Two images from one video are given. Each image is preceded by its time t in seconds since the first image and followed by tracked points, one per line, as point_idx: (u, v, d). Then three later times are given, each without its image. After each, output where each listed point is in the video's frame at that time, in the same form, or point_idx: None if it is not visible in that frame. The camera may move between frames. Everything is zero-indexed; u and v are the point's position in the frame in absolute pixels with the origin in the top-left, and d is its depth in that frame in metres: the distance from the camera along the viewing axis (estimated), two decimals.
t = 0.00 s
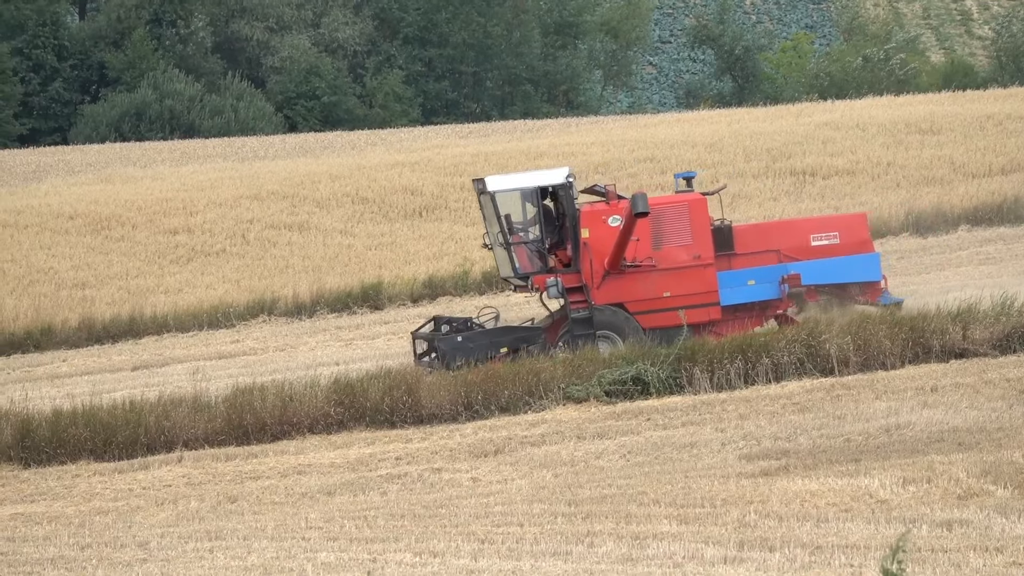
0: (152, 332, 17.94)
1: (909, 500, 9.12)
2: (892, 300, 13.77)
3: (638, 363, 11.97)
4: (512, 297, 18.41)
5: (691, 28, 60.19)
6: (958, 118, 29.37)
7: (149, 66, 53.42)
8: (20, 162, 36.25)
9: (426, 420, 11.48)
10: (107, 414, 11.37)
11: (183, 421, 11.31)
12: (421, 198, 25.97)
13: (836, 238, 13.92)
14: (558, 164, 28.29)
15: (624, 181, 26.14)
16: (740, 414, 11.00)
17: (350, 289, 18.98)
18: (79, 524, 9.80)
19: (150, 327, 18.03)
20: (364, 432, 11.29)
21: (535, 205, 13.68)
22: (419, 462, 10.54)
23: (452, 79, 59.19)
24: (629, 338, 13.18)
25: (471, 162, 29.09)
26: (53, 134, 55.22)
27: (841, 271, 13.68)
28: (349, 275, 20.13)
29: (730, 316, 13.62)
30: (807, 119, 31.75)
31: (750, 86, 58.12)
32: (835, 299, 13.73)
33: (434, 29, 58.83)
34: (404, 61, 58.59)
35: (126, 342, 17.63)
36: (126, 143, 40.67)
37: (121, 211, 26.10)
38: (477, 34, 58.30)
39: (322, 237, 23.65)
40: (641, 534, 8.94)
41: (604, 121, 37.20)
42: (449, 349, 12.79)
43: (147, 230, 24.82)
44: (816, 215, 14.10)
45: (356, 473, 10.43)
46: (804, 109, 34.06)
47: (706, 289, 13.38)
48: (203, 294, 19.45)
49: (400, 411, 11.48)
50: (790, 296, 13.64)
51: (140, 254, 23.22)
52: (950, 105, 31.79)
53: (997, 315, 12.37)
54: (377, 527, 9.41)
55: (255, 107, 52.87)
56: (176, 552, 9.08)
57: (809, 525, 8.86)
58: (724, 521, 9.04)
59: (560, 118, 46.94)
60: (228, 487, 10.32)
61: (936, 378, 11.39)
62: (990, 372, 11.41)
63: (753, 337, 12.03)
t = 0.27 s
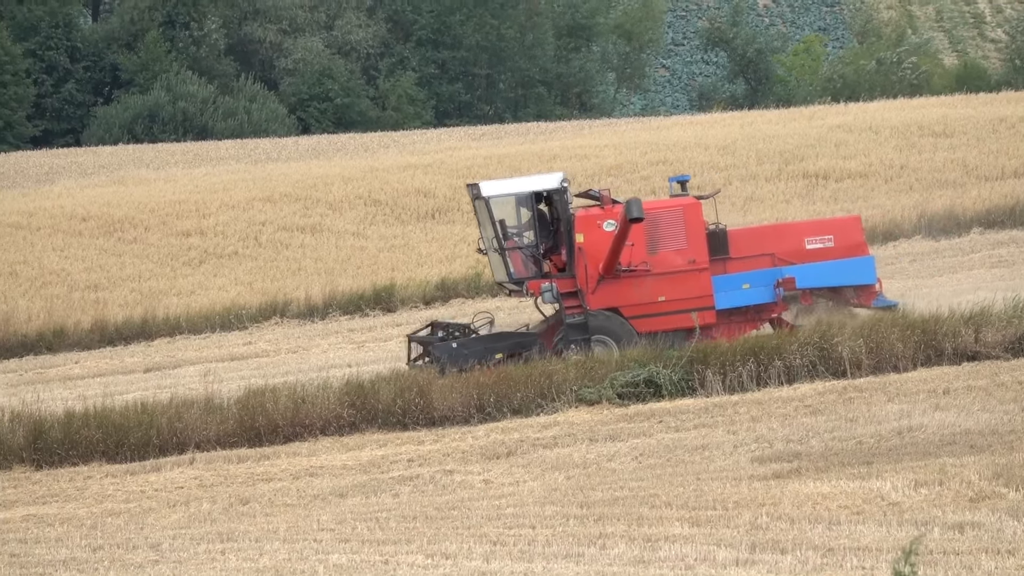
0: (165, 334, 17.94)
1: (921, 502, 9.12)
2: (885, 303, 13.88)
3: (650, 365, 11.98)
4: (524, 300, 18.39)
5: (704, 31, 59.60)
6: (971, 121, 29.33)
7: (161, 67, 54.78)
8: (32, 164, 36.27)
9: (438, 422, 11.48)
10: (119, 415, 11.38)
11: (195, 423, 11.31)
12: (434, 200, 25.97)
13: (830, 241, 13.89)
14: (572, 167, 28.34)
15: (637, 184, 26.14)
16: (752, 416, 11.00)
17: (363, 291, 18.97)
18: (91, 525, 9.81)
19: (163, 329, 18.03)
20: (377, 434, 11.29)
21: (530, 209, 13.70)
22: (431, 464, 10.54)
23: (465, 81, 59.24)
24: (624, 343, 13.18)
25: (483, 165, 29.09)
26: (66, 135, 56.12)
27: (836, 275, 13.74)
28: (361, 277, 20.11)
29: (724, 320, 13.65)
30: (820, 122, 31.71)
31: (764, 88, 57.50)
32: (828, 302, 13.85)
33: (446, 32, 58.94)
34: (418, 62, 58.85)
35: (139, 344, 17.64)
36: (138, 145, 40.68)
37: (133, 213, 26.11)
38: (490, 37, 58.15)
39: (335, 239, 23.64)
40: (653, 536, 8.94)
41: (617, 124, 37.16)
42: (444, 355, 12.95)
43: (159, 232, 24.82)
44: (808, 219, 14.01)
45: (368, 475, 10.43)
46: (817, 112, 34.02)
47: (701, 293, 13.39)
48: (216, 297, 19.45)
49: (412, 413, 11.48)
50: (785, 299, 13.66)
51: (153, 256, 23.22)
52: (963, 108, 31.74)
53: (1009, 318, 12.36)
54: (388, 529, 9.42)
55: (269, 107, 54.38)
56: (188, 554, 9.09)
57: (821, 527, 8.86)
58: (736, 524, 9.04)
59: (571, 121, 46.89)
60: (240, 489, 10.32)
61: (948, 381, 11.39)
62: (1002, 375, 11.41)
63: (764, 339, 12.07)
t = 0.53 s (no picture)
0: (178, 329, 17.95)
1: (934, 497, 9.11)
2: (881, 299, 13.77)
3: (662, 360, 11.97)
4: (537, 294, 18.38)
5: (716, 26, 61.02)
6: (984, 116, 29.31)
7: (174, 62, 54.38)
8: (45, 158, 36.32)
9: (451, 417, 11.47)
10: (132, 410, 11.39)
11: (208, 418, 11.31)
12: (447, 195, 25.99)
13: (825, 237, 13.96)
14: (583, 162, 28.35)
15: (650, 179, 26.18)
16: (765, 411, 10.99)
17: (375, 286, 18.97)
18: (105, 521, 9.81)
19: (176, 324, 18.04)
20: (390, 429, 11.28)
21: (524, 207, 13.60)
22: (444, 459, 10.53)
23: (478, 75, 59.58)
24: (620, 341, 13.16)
25: (496, 159, 29.12)
26: (77, 130, 56.56)
27: (831, 270, 13.63)
28: (374, 272, 20.11)
29: (720, 316, 13.63)
30: (833, 116, 31.70)
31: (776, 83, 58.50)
32: (825, 297, 13.76)
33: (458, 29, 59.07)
34: (431, 57, 58.89)
35: (151, 339, 17.65)
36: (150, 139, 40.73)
37: (146, 208, 26.13)
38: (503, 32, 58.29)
39: (348, 234, 23.65)
40: (666, 532, 8.94)
41: (630, 118, 37.16)
42: (441, 352, 12.85)
43: (172, 226, 24.82)
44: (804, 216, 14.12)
45: (381, 470, 10.43)
46: (829, 106, 34.00)
47: (697, 290, 13.34)
48: (229, 291, 19.45)
49: (424, 407, 11.48)
50: (781, 296, 13.60)
51: (166, 250, 23.24)
52: (976, 103, 31.72)
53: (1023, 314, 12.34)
54: (402, 523, 9.41)
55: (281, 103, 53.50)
56: (202, 549, 9.09)
57: (834, 522, 8.86)
58: (750, 519, 9.04)
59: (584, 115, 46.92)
60: (254, 484, 10.32)
61: (961, 376, 11.39)
62: (1016, 370, 11.40)
63: (777, 335, 12.06)
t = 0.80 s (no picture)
0: (191, 327, 17.96)
1: (947, 495, 9.09)
2: (880, 298, 13.80)
3: (677, 357, 11.98)
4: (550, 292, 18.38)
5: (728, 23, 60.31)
6: (997, 113, 29.28)
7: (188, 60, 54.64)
8: (58, 156, 36.34)
9: (463, 415, 11.45)
10: (144, 409, 11.40)
11: (221, 416, 11.32)
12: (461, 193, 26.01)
13: (822, 236, 13.98)
14: (596, 159, 28.34)
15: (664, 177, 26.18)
16: (778, 409, 11.00)
17: (388, 284, 18.96)
18: (119, 518, 9.82)
19: (189, 322, 18.05)
20: (403, 426, 11.29)
21: (521, 207, 13.64)
22: (457, 457, 10.53)
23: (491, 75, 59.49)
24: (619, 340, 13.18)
25: (508, 158, 29.11)
26: (91, 128, 56.63)
27: (828, 269, 13.65)
28: (387, 270, 20.11)
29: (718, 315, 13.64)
30: (846, 114, 31.67)
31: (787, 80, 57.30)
32: (823, 296, 13.77)
33: (472, 28, 59.10)
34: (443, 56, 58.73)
35: (164, 337, 17.65)
36: (161, 138, 40.74)
37: (158, 206, 26.14)
38: (517, 31, 58.33)
39: (361, 232, 23.63)
40: (679, 530, 8.94)
41: (642, 116, 37.15)
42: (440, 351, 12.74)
43: (185, 225, 24.82)
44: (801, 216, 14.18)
45: (393, 467, 10.43)
46: (842, 104, 33.97)
47: (694, 289, 13.36)
48: (243, 289, 19.45)
49: (438, 405, 11.47)
50: (778, 295, 13.63)
51: (180, 248, 23.24)
52: (990, 100, 31.70)
53: None
54: (415, 521, 9.41)
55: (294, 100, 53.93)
56: (214, 547, 9.10)
57: (846, 520, 8.86)
58: (762, 517, 9.04)
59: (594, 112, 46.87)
60: (267, 482, 10.33)
61: (974, 373, 11.39)
62: None
63: (790, 334, 12.09)
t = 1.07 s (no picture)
0: (211, 323, 17.97)
1: (967, 490, 9.09)
2: (881, 296, 13.75)
3: (696, 353, 12.00)
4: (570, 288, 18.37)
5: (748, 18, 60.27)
6: (1017, 109, 29.21)
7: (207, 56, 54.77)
8: (78, 152, 36.39)
9: (484, 410, 11.48)
10: (165, 405, 11.41)
11: (241, 412, 11.33)
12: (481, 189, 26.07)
13: (824, 234, 13.84)
14: (615, 154, 28.37)
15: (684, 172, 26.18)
16: (798, 404, 11.00)
17: (409, 279, 18.95)
18: (139, 514, 9.82)
19: (209, 318, 18.05)
20: (423, 423, 11.29)
21: (524, 204, 13.57)
22: (477, 452, 10.54)
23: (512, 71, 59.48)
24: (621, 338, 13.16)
25: (528, 154, 29.11)
26: (111, 124, 56.37)
27: (830, 268, 13.60)
28: (407, 266, 20.09)
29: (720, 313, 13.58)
30: (866, 110, 31.64)
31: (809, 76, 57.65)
32: (824, 294, 13.69)
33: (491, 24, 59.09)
34: (463, 52, 59.04)
35: (184, 332, 17.65)
36: (181, 134, 40.73)
37: (178, 202, 26.15)
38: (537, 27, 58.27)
39: (381, 228, 23.60)
40: (699, 525, 8.94)
41: (662, 112, 37.11)
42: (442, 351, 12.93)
43: (205, 221, 24.84)
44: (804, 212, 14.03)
45: (414, 463, 10.44)
46: (862, 99, 33.92)
47: (696, 288, 13.30)
48: (262, 285, 19.45)
49: (458, 401, 11.48)
50: (781, 293, 13.53)
51: (199, 244, 23.25)
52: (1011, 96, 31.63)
53: None
54: (435, 517, 9.42)
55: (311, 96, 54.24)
56: (235, 543, 9.11)
57: (867, 515, 8.87)
58: (783, 512, 9.05)
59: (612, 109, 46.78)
60: (287, 478, 10.33)
61: (994, 368, 11.39)
62: None
63: (810, 328, 12.05)
